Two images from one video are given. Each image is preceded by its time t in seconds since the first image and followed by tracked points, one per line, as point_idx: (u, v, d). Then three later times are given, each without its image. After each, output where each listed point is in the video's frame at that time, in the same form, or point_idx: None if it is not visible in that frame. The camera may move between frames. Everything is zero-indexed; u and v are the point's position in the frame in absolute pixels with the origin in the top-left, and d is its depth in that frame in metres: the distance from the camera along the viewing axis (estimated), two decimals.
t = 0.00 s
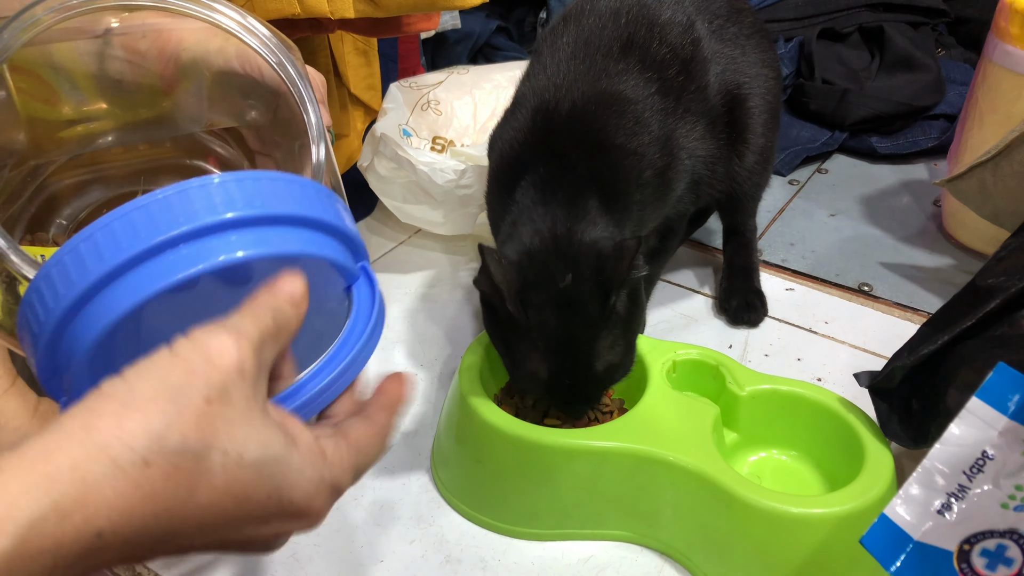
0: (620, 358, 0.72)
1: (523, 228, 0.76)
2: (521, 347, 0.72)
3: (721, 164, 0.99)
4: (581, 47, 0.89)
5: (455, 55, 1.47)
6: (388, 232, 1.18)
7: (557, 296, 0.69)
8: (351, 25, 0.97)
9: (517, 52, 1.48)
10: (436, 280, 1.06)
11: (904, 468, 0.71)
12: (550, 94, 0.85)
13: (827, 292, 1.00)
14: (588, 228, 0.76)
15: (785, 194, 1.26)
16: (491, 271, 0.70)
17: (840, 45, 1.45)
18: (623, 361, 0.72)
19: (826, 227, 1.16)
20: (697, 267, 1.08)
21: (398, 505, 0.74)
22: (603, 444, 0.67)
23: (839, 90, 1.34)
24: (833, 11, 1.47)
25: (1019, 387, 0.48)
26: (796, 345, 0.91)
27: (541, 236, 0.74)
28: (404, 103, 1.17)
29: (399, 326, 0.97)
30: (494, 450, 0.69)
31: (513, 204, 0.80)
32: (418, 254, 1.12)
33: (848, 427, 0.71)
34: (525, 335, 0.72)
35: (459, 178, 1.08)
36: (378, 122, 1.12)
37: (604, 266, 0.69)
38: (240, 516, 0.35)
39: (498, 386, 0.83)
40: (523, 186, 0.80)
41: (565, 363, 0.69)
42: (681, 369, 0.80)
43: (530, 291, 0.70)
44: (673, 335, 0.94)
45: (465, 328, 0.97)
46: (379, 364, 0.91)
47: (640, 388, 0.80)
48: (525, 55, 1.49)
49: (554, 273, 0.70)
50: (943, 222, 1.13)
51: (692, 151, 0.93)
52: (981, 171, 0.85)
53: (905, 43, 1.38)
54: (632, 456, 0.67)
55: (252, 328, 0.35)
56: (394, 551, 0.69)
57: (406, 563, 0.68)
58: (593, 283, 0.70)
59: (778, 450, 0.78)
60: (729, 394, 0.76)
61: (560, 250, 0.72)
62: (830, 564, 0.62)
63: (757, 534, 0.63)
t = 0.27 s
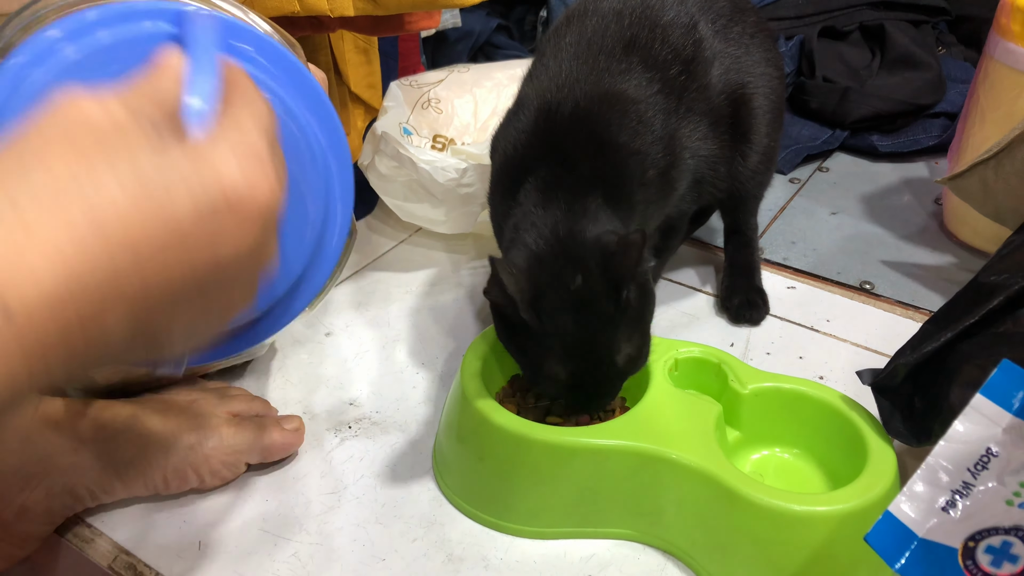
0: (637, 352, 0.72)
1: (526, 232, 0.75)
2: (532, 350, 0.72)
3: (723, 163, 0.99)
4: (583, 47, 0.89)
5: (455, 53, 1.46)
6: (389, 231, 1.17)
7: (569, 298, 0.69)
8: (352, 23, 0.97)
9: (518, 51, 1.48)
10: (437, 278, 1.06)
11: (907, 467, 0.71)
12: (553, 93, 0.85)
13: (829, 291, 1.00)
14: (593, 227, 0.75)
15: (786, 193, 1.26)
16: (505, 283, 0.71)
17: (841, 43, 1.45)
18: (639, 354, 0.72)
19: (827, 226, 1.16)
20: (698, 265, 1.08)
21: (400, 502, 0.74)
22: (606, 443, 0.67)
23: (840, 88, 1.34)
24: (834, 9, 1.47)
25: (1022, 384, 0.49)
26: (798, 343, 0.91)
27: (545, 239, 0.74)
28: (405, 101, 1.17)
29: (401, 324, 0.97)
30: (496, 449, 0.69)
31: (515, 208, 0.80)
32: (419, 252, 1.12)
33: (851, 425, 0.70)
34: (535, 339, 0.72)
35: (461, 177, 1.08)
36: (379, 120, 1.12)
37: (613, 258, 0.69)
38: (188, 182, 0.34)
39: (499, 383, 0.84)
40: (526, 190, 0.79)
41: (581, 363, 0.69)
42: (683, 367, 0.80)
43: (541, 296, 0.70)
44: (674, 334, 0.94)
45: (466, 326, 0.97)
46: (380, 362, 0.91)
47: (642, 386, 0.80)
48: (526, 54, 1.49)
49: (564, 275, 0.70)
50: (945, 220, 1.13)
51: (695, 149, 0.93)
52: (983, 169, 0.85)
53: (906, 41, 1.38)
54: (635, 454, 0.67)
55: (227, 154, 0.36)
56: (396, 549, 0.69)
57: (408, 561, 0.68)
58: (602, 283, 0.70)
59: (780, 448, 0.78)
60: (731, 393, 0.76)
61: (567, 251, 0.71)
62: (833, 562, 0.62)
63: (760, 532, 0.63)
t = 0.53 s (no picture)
0: (634, 362, 0.73)
1: (533, 230, 0.75)
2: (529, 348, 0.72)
3: (725, 163, 0.99)
4: (586, 48, 0.89)
5: (456, 53, 1.46)
6: (389, 230, 1.17)
7: (575, 295, 0.70)
8: (352, 21, 0.97)
9: (519, 51, 1.48)
10: (437, 277, 1.06)
11: (908, 466, 0.71)
12: (557, 94, 0.85)
13: (829, 290, 1.00)
14: (602, 227, 0.74)
15: (786, 192, 1.26)
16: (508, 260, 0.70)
17: (841, 43, 1.45)
18: (637, 365, 0.72)
19: (828, 225, 1.16)
20: (699, 264, 1.08)
21: (401, 501, 0.74)
22: (607, 442, 0.67)
23: (840, 87, 1.34)
24: (835, 9, 1.47)
25: None
26: (798, 343, 0.91)
27: (553, 235, 0.73)
28: (405, 100, 1.17)
29: (401, 323, 0.97)
30: (497, 447, 0.69)
31: (522, 207, 0.79)
32: (419, 251, 1.12)
33: (852, 424, 0.70)
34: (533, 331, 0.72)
35: (461, 176, 1.08)
36: (379, 119, 1.12)
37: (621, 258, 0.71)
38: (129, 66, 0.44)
39: (500, 382, 0.84)
40: (529, 190, 0.79)
41: (576, 360, 0.69)
42: (684, 366, 0.80)
43: (546, 287, 0.71)
44: (675, 333, 0.93)
45: (467, 325, 0.97)
46: (381, 360, 0.91)
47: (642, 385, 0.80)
48: (526, 53, 1.49)
49: (570, 272, 0.70)
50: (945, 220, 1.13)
51: (698, 149, 0.93)
52: (983, 168, 0.85)
53: (906, 41, 1.38)
54: (637, 453, 0.67)
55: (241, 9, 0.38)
56: (397, 548, 0.69)
57: (409, 560, 0.68)
58: (608, 283, 0.70)
59: (781, 448, 0.78)
60: (732, 391, 0.76)
61: (575, 248, 0.71)
62: (834, 561, 0.62)
63: (761, 531, 0.63)
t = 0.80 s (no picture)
0: (598, 380, 0.71)
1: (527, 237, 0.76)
2: (501, 345, 0.71)
3: (726, 165, 0.99)
4: (586, 50, 0.89)
5: (455, 52, 1.46)
6: (389, 230, 1.17)
7: (547, 301, 0.69)
8: (350, 21, 0.97)
9: (518, 50, 1.48)
10: (437, 277, 1.06)
11: (909, 467, 0.71)
12: (556, 97, 0.85)
13: (830, 290, 1.00)
14: (590, 245, 0.75)
15: (786, 192, 1.26)
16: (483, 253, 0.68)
17: (841, 43, 1.45)
18: (596, 385, 0.71)
19: (828, 225, 1.16)
20: (699, 264, 1.08)
21: (402, 501, 0.74)
22: (608, 442, 0.67)
23: (840, 87, 1.33)
24: (835, 8, 1.47)
25: None
26: (799, 343, 0.90)
27: (540, 245, 0.74)
28: (405, 100, 1.17)
29: (401, 323, 0.97)
30: (498, 448, 0.69)
31: (519, 213, 0.80)
32: (419, 251, 1.12)
33: (853, 425, 0.70)
34: (504, 329, 0.71)
35: (462, 176, 1.08)
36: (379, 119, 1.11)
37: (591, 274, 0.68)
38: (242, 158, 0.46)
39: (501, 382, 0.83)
40: (528, 196, 0.79)
41: (551, 365, 0.68)
42: (684, 366, 0.80)
43: (520, 288, 0.70)
44: (675, 333, 0.93)
45: (467, 325, 0.97)
46: (381, 360, 0.91)
47: (642, 385, 0.80)
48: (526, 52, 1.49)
49: (546, 278, 0.70)
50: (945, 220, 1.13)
51: (698, 151, 0.93)
52: (984, 168, 0.85)
53: (906, 41, 1.38)
54: (637, 454, 0.67)
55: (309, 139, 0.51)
56: (397, 548, 0.69)
57: (409, 560, 0.68)
58: (584, 291, 0.68)
59: (782, 448, 0.78)
60: (733, 392, 0.76)
61: (559, 262, 0.71)
62: (836, 562, 0.62)
63: (762, 532, 0.63)
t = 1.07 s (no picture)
0: (602, 364, 0.72)
1: (514, 226, 0.74)
2: (501, 344, 0.70)
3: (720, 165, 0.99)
4: (581, 48, 0.88)
5: (452, 51, 1.46)
6: (385, 229, 1.17)
7: (540, 289, 0.68)
8: (350, 20, 0.97)
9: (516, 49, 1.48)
10: (434, 277, 1.06)
11: (905, 467, 0.71)
12: (549, 95, 0.84)
13: (826, 290, 1.00)
14: (581, 229, 0.74)
15: (783, 192, 1.26)
16: (472, 255, 0.68)
17: (838, 43, 1.45)
18: (603, 365, 0.71)
19: (825, 225, 1.16)
20: (696, 264, 1.08)
21: (397, 502, 0.73)
22: (603, 442, 0.67)
23: (837, 87, 1.33)
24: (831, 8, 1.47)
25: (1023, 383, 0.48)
26: (795, 342, 0.90)
27: (528, 233, 0.73)
28: (401, 99, 1.16)
29: (397, 323, 0.96)
30: (493, 448, 0.69)
31: (509, 208, 0.78)
32: (415, 251, 1.12)
33: (850, 425, 0.70)
34: (503, 328, 0.70)
35: (458, 175, 1.07)
36: (376, 118, 1.11)
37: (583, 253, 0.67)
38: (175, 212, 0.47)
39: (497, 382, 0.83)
40: (518, 189, 0.79)
41: (549, 357, 0.68)
42: (681, 366, 0.80)
43: (511, 280, 0.69)
44: (672, 333, 0.93)
45: (463, 325, 0.96)
46: (377, 360, 0.90)
47: (639, 384, 0.80)
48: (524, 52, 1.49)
49: (537, 266, 0.69)
50: (942, 220, 1.13)
51: (692, 150, 0.93)
52: (980, 168, 0.85)
53: (904, 41, 1.38)
54: (632, 453, 0.67)
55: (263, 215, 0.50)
56: (392, 549, 0.69)
57: (404, 560, 0.68)
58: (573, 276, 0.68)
59: (778, 448, 0.78)
60: (729, 392, 0.76)
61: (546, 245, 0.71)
62: (832, 562, 0.62)
63: (757, 532, 0.62)
